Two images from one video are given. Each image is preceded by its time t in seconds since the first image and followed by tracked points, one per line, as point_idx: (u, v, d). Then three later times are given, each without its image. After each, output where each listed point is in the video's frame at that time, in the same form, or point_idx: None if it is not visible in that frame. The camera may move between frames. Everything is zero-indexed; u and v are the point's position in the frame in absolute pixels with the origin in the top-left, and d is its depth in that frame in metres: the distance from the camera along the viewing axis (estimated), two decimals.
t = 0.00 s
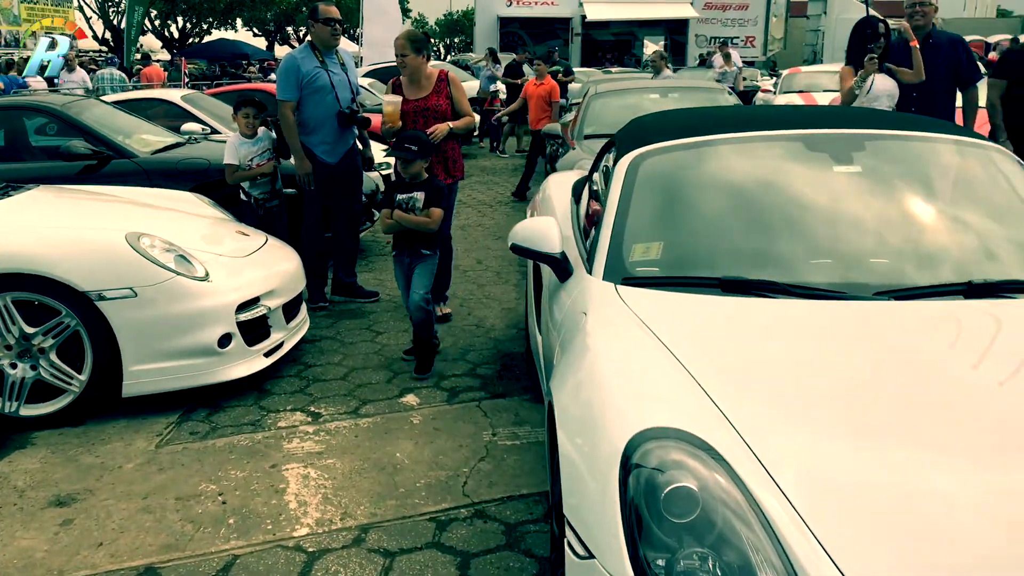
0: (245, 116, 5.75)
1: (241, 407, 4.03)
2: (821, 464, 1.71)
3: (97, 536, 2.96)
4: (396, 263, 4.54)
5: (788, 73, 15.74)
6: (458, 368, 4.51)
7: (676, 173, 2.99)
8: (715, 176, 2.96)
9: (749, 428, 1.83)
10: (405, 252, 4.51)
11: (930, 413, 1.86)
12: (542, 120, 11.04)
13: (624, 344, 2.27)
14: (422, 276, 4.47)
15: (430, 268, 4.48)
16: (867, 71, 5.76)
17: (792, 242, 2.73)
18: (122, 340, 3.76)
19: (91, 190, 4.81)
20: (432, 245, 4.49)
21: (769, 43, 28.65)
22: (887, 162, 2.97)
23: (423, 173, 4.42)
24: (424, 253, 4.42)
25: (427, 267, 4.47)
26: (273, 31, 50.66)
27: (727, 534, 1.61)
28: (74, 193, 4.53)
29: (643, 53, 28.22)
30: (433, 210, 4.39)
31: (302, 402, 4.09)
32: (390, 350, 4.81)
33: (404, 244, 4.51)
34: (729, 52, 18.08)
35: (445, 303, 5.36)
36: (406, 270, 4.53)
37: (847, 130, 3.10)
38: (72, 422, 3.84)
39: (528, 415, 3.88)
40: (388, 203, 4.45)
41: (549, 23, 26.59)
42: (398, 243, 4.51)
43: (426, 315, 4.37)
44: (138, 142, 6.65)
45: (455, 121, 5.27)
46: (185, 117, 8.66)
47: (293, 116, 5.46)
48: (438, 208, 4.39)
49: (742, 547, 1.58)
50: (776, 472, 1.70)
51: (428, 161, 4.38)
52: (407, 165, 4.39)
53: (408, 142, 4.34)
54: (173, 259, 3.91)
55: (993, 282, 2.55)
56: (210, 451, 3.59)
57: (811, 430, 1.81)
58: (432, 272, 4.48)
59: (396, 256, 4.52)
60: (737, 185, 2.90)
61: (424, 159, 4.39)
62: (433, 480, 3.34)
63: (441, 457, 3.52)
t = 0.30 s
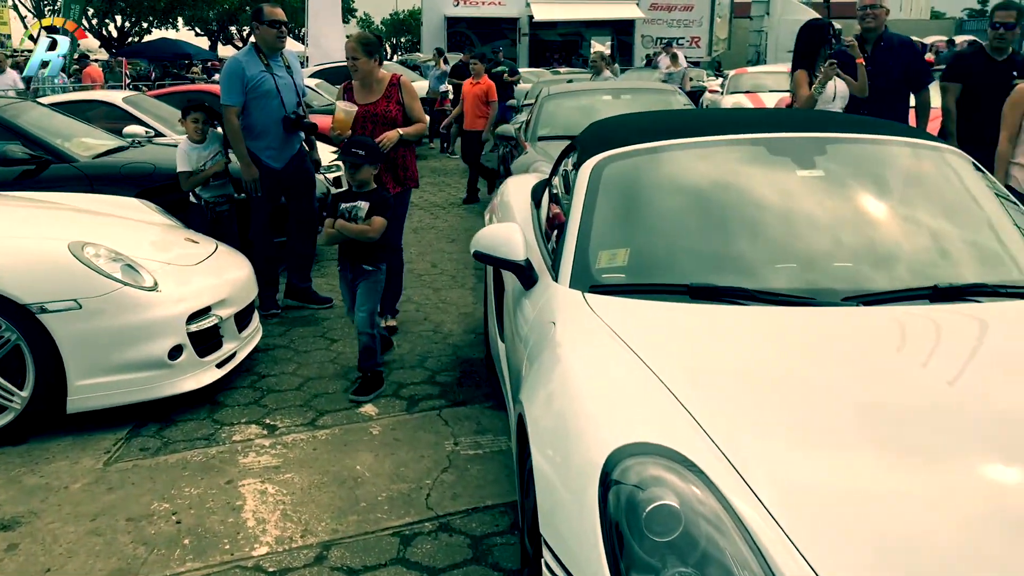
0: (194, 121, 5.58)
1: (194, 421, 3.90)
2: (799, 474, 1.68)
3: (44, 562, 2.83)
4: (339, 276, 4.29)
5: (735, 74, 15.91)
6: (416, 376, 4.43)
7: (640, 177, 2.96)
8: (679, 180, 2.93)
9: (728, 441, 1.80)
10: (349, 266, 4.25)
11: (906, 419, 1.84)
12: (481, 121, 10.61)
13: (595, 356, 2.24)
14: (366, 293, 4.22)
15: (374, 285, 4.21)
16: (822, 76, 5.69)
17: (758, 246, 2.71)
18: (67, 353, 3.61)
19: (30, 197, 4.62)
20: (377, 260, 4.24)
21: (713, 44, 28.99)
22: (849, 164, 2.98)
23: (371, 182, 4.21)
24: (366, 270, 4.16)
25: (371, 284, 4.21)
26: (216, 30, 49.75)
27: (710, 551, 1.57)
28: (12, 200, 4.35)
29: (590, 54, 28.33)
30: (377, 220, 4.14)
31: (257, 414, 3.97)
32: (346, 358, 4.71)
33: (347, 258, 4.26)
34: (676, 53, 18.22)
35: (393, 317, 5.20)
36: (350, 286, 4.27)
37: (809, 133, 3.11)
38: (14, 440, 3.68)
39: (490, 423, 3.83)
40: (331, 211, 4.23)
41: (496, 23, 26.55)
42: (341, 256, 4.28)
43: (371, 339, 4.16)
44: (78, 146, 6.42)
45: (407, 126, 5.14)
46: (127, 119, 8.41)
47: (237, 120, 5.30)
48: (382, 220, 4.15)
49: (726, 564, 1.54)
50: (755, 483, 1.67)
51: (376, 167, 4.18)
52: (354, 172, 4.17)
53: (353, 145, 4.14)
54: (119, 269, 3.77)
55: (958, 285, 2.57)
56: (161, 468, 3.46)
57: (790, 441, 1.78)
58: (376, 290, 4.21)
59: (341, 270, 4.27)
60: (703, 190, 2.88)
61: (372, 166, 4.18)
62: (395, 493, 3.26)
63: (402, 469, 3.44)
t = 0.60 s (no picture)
0: (151, 125, 5.43)
1: (161, 432, 3.81)
2: (787, 480, 1.67)
3: None
4: (296, 282, 4.12)
5: (697, 75, 16.02)
6: (387, 382, 4.37)
7: (617, 177, 2.93)
8: (656, 182, 2.91)
9: (716, 449, 1.78)
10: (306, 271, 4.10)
11: (891, 422, 1.84)
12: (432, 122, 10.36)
13: (577, 363, 2.21)
14: (325, 301, 4.05)
15: (332, 292, 4.05)
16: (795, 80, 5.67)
17: (737, 247, 2.70)
18: (28, 363, 3.51)
19: None
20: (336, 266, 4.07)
21: (673, 44, 29.15)
22: (823, 165, 2.98)
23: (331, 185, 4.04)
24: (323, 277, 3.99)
25: (329, 291, 4.05)
26: (172, 30, 48.99)
27: (703, 562, 1.55)
28: None
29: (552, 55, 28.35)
30: (334, 225, 3.97)
31: (225, 423, 3.89)
32: (314, 365, 4.64)
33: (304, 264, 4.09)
34: (637, 54, 18.31)
35: (362, 324, 5.16)
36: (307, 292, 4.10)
37: (782, 135, 3.11)
38: None
39: (463, 429, 3.78)
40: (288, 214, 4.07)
41: (457, 23, 26.45)
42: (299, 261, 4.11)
43: (340, 350, 4.07)
44: (34, 149, 6.26)
45: (373, 130, 5.05)
46: (84, 122, 8.22)
47: (198, 123, 5.19)
48: (338, 224, 3.97)
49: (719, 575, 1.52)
50: (743, 490, 1.65)
51: (336, 169, 3.99)
52: (312, 173, 4.00)
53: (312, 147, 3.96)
54: (79, 276, 3.67)
55: (935, 287, 2.58)
56: (127, 481, 3.37)
57: (779, 448, 1.76)
58: (335, 297, 4.05)
59: (299, 275, 4.12)
60: (680, 192, 2.87)
61: (332, 168, 4.00)
62: (369, 502, 3.20)
63: (376, 478, 3.38)
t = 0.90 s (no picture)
0: (95, 127, 5.30)
1: (123, 445, 3.70)
2: (780, 489, 1.65)
3: None
4: (243, 296, 3.87)
5: (655, 76, 16.12)
6: (354, 389, 4.30)
7: (592, 180, 2.90)
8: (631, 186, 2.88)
9: (706, 459, 1.75)
10: (253, 281, 3.83)
11: (878, 428, 1.83)
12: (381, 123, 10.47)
13: (559, 371, 2.17)
14: (275, 316, 3.84)
15: (282, 308, 3.84)
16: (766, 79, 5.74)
17: (714, 251, 2.68)
18: None
19: None
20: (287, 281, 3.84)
21: (630, 45, 29.31)
22: (796, 167, 2.99)
23: (279, 196, 3.76)
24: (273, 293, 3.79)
25: (279, 307, 3.84)
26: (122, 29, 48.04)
27: None
28: None
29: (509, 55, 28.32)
30: (279, 240, 3.72)
31: (189, 435, 3.79)
32: (279, 373, 4.54)
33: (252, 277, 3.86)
34: (596, 55, 18.37)
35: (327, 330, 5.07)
36: (254, 307, 3.86)
37: (754, 136, 3.11)
38: None
39: (434, 437, 3.73)
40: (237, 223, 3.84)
41: (414, 24, 26.29)
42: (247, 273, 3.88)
43: (301, 363, 3.96)
44: None
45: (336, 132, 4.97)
46: (33, 124, 7.98)
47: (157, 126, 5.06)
48: (284, 240, 3.72)
49: None
50: (734, 500, 1.63)
51: (284, 180, 3.73)
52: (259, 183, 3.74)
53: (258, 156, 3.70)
54: (34, 286, 3.55)
55: (911, 289, 2.59)
56: (87, 498, 3.25)
57: (768, 457, 1.74)
58: (288, 312, 3.87)
59: (246, 285, 3.86)
60: (656, 195, 2.85)
61: (280, 178, 3.74)
62: (341, 514, 3.13)
63: (347, 489, 3.31)
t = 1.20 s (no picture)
0: (52, 134, 5.25)
1: (92, 455, 3.61)
2: (777, 494, 1.64)
3: None
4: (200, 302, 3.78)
5: (624, 76, 16.15)
6: (330, 394, 4.24)
7: (573, 182, 2.87)
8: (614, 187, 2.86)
9: (701, 464, 1.73)
10: (210, 288, 3.73)
11: (871, 432, 1.82)
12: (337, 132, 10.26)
13: (546, 374, 2.15)
14: (231, 323, 3.73)
15: (239, 315, 3.73)
16: (744, 83, 5.71)
17: (698, 253, 2.67)
18: None
19: None
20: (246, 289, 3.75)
21: (598, 45, 29.38)
22: (777, 168, 2.99)
23: (235, 203, 3.66)
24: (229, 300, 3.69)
25: (235, 314, 3.73)
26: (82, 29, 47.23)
27: None
28: None
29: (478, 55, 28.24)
30: (237, 250, 3.63)
31: (161, 443, 3.71)
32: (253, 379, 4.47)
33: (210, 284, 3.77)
34: (565, 56, 18.38)
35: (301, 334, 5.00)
36: (211, 314, 3.76)
37: (735, 137, 3.11)
38: None
39: (413, 442, 3.69)
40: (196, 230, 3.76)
41: (382, 23, 26.10)
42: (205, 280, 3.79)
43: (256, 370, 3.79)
44: None
45: (305, 135, 4.89)
46: None
47: (128, 126, 4.96)
48: (243, 249, 3.64)
49: None
50: (731, 506, 1.62)
51: (241, 187, 3.64)
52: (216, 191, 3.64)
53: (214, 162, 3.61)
54: None
55: (895, 290, 2.60)
56: (58, 510, 3.17)
57: (763, 462, 1.73)
58: (243, 319, 3.74)
59: (203, 292, 3.76)
60: (640, 197, 2.83)
61: (237, 185, 3.65)
62: (321, 522, 3.08)
63: (325, 496, 3.26)
